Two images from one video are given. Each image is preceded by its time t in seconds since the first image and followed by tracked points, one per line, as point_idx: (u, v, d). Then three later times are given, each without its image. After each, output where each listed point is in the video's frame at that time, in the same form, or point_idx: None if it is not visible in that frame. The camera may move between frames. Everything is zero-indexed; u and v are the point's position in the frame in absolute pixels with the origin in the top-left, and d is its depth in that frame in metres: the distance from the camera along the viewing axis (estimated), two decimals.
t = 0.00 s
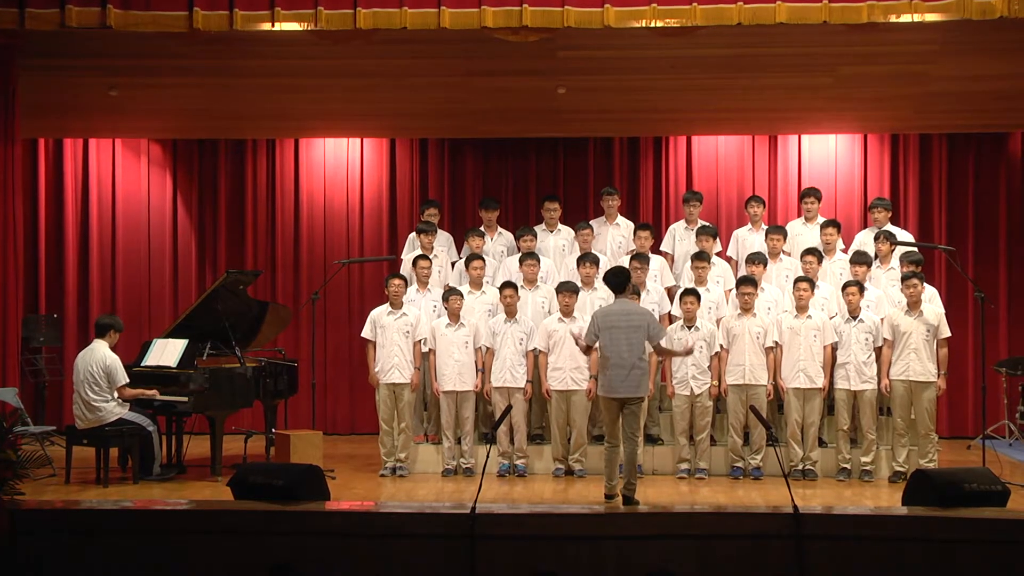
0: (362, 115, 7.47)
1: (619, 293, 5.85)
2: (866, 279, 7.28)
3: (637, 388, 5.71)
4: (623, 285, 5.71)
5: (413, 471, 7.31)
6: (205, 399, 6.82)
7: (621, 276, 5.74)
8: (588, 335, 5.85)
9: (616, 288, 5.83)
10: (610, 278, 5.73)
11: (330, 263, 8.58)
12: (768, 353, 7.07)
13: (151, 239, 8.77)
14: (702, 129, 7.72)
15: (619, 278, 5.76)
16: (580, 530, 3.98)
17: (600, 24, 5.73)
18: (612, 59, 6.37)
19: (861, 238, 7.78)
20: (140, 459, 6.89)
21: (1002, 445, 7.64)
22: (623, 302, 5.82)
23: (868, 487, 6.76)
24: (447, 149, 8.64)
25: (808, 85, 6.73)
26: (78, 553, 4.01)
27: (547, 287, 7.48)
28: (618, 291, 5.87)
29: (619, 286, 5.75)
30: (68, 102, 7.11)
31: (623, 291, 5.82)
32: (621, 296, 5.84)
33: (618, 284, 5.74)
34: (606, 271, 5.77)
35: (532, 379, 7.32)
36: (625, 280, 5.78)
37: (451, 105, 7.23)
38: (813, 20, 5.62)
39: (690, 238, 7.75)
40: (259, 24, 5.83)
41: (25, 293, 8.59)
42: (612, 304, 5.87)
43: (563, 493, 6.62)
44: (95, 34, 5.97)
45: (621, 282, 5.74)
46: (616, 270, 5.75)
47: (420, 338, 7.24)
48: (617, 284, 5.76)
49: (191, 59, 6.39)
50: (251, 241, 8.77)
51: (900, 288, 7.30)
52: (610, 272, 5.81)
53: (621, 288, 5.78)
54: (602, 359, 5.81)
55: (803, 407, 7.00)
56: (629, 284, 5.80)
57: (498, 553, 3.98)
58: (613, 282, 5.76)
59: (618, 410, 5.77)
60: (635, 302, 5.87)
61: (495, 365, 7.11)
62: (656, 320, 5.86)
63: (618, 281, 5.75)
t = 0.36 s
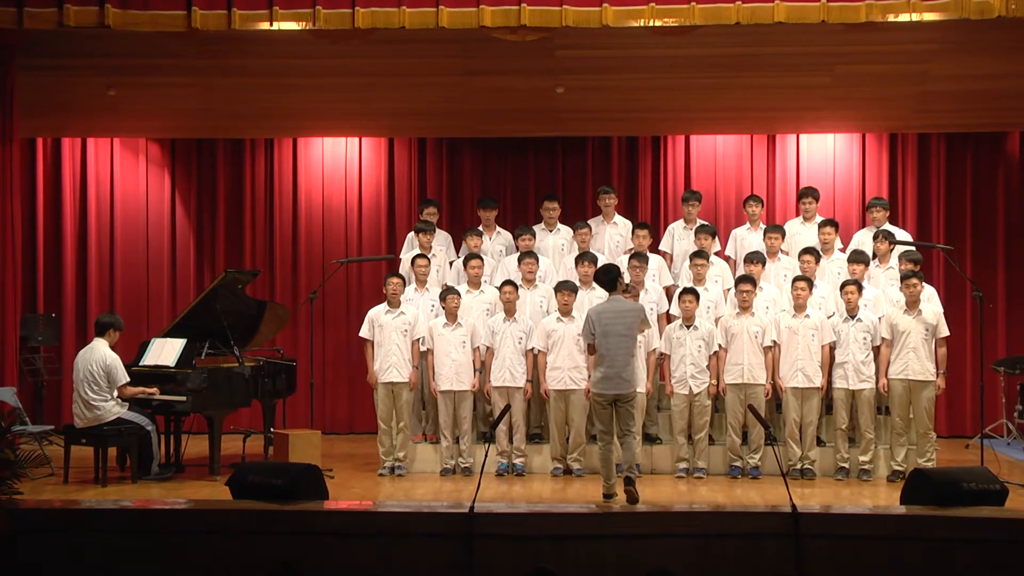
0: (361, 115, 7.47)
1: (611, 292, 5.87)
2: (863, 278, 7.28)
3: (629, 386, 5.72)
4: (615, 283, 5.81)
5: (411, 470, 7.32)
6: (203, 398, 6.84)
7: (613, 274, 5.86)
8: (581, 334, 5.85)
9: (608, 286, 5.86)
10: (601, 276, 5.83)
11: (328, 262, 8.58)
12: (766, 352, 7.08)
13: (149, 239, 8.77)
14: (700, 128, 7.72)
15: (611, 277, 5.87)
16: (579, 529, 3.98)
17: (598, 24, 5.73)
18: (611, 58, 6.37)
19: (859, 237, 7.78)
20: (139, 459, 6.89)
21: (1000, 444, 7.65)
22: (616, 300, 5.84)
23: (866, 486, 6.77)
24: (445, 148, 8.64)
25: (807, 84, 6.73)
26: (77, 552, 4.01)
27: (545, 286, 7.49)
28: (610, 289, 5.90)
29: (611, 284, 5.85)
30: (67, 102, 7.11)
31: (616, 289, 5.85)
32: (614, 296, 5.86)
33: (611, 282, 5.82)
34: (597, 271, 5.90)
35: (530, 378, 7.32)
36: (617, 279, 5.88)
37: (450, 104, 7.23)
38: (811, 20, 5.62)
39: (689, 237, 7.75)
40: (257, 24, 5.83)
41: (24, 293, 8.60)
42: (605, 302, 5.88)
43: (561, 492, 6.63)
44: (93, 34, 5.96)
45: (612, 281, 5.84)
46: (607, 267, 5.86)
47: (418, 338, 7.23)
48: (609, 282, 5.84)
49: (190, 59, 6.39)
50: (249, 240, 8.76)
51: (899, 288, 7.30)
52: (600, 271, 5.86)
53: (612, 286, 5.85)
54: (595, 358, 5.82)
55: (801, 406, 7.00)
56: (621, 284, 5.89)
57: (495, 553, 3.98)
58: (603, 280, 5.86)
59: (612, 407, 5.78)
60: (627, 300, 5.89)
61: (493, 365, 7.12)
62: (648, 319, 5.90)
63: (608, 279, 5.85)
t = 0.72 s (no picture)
0: (358, 112, 7.46)
1: (609, 292, 5.89)
2: (860, 275, 7.27)
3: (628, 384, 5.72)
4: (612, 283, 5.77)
5: (408, 468, 7.32)
6: (200, 396, 6.84)
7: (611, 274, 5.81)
8: (579, 332, 5.85)
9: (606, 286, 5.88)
10: (599, 277, 5.80)
11: (325, 260, 8.57)
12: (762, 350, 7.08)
13: (146, 237, 8.76)
14: (697, 126, 7.72)
15: (609, 277, 5.83)
16: (576, 526, 3.99)
17: (595, 21, 5.74)
18: (607, 56, 6.37)
19: (855, 235, 7.79)
20: (135, 457, 6.88)
21: (995, 441, 7.65)
22: (614, 299, 5.86)
23: (863, 483, 6.78)
24: (442, 146, 8.63)
25: (803, 82, 6.74)
26: (74, 549, 4.01)
27: (541, 284, 7.47)
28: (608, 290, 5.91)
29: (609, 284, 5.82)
30: (64, 99, 7.10)
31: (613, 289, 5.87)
32: (610, 294, 5.87)
33: (608, 282, 5.80)
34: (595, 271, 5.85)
35: (527, 376, 7.33)
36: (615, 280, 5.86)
37: (446, 102, 7.23)
38: (807, 17, 5.62)
39: (685, 235, 7.76)
40: (253, 21, 5.82)
41: (20, 291, 8.59)
42: (603, 302, 5.90)
43: (558, 490, 6.64)
44: (89, 31, 5.96)
45: (610, 280, 5.81)
46: (604, 267, 5.83)
47: (414, 335, 7.23)
48: (607, 282, 5.82)
49: (186, 56, 6.38)
50: (245, 237, 8.75)
51: (896, 286, 7.32)
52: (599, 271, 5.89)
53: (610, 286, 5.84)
54: (592, 356, 5.81)
55: (797, 404, 7.01)
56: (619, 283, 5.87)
57: (494, 550, 3.98)
58: (601, 280, 5.82)
59: (610, 405, 5.76)
60: (625, 300, 5.91)
61: (490, 362, 7.14)
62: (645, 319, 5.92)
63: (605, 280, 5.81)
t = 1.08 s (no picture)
0: (352, 104, 7.45)
1: (615, 284, 5.89)
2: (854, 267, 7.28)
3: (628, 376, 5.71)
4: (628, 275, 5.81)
5: (402, 460, 7.32)
6: (194, 388, 6.85)
7: (629, 267, 5.88)
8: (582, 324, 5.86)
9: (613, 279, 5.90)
10: (614, 268, 5.83)
11: (319, 252, 8.56)
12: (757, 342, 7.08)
13: (140, 228, 8.74)
14: (691, 118, 7.72)
15: (623, 270, 5.88)
16: (571, 517, 3.99)
17: (589, 12, 5.74)
18: (602, 48, 6.37)
19: (849, 227, 7.76)
20: (129, 449, 6.88)
21: (989, 432, 7.66)
22: (617, 292, 5.85)
23: (857, 475, 6.80)
24: (436, 138, 8.62)
25: (798, 74, 6.74)
26: (67, 541, 4.00)
27: (536, 275, 7.46)
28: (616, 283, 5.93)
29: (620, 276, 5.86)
30: (56, 91, 7.08)
31: (620, 281, 5.87)
32: (614, 286, 5.88)
33: (622, 274, 5.83)
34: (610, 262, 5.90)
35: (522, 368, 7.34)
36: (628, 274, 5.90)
37: (441, 93, 7.23)
38: (802, 9, 5.63)
39: (679, 227, 7.74)
40: (247, 12, 5.82)
41: (13, 283, 8.57)
42: (607, 294, 5.90)
43: (552, 482, 6.66)
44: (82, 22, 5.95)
45: (623, 273, 5.86)
46: (621, 260, 5.89)
47: (409, 327, 7.23)
48: (618, 274, 5.85)
49: (180, 48, 6.37)
50: (239, 229, 8.74)
51: (890, 278, 7.33)
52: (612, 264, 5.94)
53: (620, 279, 5.87)
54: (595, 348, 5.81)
55: (791, 395, 7.02)
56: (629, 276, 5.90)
57: (490, 543, 3.99)
58: (616, 271, 5.86)
59: (613, 398, 5.75)
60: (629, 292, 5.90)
61: (484, 354, 7.14)
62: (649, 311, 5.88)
63: (620, 272, 5.86)
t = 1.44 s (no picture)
0: (345, 102, 7.45)
1: (612, 282, 5.89)
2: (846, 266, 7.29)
3: (623, 375, 5.71)
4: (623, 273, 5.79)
5: (394, 459, 7.31)
6: (186, 387, 6.84)
7: (623, 264, 5.85)
8: (577, 320, 5.85)
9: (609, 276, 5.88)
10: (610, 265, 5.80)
11: (311, 251, 8.55)
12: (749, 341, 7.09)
13: (131, 226, 8.72)
14: (684, 116, 7.73)
15: (618, 267, 5.85)
16: (563, 515, 4.00)
17: (582, 11, 5.74)
18: (595, 48, 6.37)
19: (841, 226, 7.77)
20: (121, 448, 6.88)
21: (980, 430, 7.68)
22: (615, 290, 5.85)
23: (848, 473, 6.81)
24: (428, 136, 8.61)
25: (791, 73, 6.74)
26: (57, 540, 3.99)
27: (529, 274, 7.46)
28: (612, 280, 5.92)
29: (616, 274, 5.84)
30: (48, 89, 7.06)
31: (617, 279, 5.88)
32: (612, 285, 5.89)
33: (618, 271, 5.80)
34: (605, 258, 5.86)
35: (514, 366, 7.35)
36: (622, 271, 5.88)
37: (434, 92, 7.23)
38: (794, 7, 5.63)
39: (671, 225, 7.76)
40: (239, 10, 5.81)
41: (4, 281, 8.55)
42: (604, 292, 5.89)
43: (544, 480, 6.67)
44: (74, 21, 5.93)
45: (619, 270, 5.83)
46: (615, 256, 5.85)
47: (402, 326, 7.20)
48: (614, 271, 5.83)
49: (173, 46, 6.36)
50: (231, 227, 8.71)
51: (882, 277, 7.34)
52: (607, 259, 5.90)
53: (616, 276, 5.86)
54: (590, 345, 5.81)
55: (783, 394, 7.03)
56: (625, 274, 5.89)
57: (481, 542, 3.99)
58: (611, 267, 5.83)
59: (606, 396, 5.76)
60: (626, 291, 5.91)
61: (476, 353, 7.13)
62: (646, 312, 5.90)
63: (615, 269, 5.83)
